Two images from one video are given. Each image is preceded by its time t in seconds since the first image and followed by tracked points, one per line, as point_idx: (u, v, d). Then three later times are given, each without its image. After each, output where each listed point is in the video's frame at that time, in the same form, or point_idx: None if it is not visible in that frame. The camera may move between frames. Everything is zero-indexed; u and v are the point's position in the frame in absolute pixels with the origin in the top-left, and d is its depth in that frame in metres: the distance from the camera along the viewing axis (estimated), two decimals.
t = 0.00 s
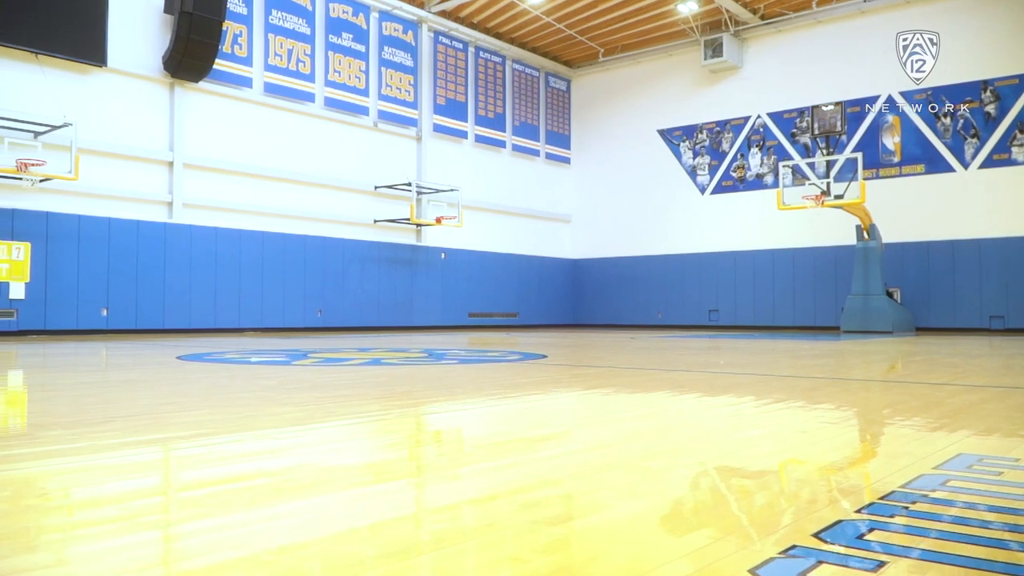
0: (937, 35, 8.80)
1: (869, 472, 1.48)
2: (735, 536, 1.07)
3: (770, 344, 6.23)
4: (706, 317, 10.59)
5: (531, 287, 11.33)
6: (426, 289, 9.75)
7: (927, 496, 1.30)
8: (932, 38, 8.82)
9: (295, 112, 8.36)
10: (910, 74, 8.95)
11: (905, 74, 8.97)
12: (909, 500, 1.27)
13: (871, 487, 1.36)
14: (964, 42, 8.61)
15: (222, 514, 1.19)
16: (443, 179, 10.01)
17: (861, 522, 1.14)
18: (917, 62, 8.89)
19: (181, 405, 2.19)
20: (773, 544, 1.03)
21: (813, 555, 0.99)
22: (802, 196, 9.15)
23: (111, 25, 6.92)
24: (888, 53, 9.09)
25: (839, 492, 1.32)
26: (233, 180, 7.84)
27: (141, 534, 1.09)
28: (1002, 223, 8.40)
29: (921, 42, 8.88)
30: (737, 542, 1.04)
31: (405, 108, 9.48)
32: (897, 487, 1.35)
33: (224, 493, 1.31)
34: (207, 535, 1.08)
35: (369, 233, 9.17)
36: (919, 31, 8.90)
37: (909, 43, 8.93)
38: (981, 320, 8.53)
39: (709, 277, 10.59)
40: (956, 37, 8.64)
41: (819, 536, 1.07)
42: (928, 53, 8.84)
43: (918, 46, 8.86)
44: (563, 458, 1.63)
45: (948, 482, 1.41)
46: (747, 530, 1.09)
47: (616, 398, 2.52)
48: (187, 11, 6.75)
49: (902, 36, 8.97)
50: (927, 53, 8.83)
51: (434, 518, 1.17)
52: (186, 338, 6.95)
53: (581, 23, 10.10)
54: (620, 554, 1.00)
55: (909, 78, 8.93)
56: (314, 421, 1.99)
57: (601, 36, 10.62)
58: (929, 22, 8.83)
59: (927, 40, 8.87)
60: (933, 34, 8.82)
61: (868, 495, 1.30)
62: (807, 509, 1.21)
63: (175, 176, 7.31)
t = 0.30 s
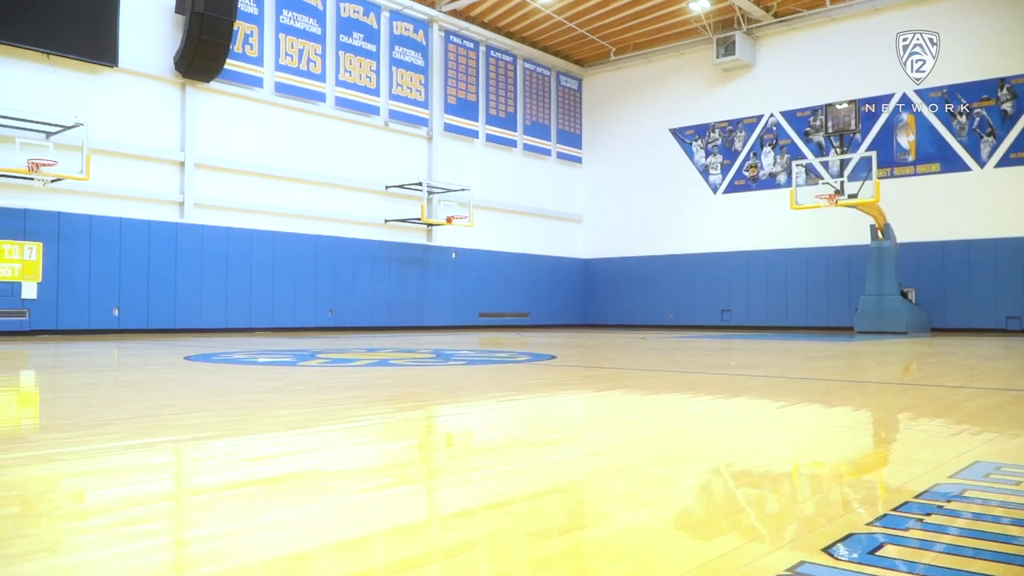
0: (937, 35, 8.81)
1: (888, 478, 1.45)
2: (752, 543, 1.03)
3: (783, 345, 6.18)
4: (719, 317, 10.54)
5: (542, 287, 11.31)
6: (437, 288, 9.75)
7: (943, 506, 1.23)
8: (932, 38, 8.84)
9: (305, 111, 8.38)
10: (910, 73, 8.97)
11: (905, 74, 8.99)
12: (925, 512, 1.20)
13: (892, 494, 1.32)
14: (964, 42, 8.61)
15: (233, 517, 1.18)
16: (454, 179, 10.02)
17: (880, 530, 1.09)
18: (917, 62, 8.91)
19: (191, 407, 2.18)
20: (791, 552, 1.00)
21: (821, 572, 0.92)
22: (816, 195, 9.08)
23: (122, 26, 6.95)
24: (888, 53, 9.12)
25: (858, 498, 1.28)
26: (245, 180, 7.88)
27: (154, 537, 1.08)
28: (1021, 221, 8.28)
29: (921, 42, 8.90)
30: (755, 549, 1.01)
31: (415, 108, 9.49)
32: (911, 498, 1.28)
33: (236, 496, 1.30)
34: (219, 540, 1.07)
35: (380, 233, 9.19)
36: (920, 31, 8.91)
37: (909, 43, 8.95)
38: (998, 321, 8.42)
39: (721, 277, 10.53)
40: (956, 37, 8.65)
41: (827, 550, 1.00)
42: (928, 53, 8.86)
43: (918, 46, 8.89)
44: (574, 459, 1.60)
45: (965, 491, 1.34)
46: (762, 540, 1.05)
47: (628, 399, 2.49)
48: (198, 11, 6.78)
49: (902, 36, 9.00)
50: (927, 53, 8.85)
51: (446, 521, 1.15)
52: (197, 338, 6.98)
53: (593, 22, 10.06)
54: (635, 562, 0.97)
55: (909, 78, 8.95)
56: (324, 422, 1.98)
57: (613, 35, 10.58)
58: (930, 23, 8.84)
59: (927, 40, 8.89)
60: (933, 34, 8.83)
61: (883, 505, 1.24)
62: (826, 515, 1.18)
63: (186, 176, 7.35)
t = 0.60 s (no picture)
0: (937, 35, 8.82)
1: (907, 484, 1.42)
2: (768, 553, 1.00)
3: (797, 346, 6.13)
4: (731, 317, 10.48)
5: (553, 287, 11.29)
6: (448, 289, 9.76)
7: (961, 521, 1.16)
8: (932, 38, 8.84)
9: (317, 112, 8.41)
10: (910, 73, 8.99)
11: (905, 74, 9.02)
12: (941, 527, 1.13)
13: (911, 500, 1.29)
14: (964, 42, 8.62)
15: (244, 516, 1.17)
16: (465, 179, 10.02)
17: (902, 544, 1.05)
18: (917, 62, 8.92)
19: (205, 407, 2.19)
20: (807, 560, 0.98)
21: None
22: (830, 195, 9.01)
23: (134, 26, 6.99)
24: (889, 52, 9.13)
25: (876, 506, 1.25)
26: (256, 181, 7.92)
27: (166, 537, 1.08)
28: None
29: (921, 42, 8.91)
30: (772, 558, 0.98)
31: (426, 107, 9.50)
32: (925, 511, 1.21)
33: (247, 496, 1.29)
34: (230, 541, 1.06)
35: (391, 233, 9.20)
36: (919, 31, 8.93)
37: (909, 43, 8.96)
38: (1014, 321, 8.33)
39: (733, 277, 10.48)
40: (956, 37, 8.66)
41: (841, 570, 0.94)
42: (928, 53, 8.87)
43: (918, 46, 8.89)
44: (586, 461, 1.59)
45: (983, 505, 1.27)
46: (778, 549, 1.02)
47: (640, 401, 2.47)
48: (210, 12, 6.82)
49: (902, 36, 9.01)
50: (927, 53, 8.86)
51: (457, 523, 1.14)
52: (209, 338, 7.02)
53: (604, 21, 10.03)
54: (649, 567, 0.95)
55: (909, 78, 8.98)
56: (336, 423, 1.97)
57: (625, 34, 10.54)
58: (931, 23, 8.84)
59: (927, 40, 8.89)
60: (933, 34, 8.84)
61: (903, 517, 1.18)
62: (845, 523, 1.15)
63: (197, 176, 7.39)
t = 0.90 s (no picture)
0: (937, 35, 8.86)
1: (925, 483, 1.39)
2: (783, 555, 0.98)
3: (811, 347, 6.08)
4: (745, 317, 10.41)
5: (565, 287, 11.26)
6: (460, 289, 9.75)
7: (980, 537, 1.06)
8: (932, 38, 8.89)
9: (328, 112, 8.44)
10: (911, 73, 9.03)
11: (906, 74, 9.05)
12: (959, 544, 1.03)
13: (929, 500, 1.26)
14: (964, 42, 8.65)
15: (257, 515, 1.17)
16: (477, 179, 10.01)
17: (920, 545, 1.03)
18: (917, 62, 8.97)
19: (219, 407, 2.19)
20: (826, 561, 0.96)
21: None
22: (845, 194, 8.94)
23: (146, 27, 7.03)
24: (889, 52, 9.17)
25: (893, 506, 1.22)
26: (268, 181, 7.95)
27: (181, 534, 1.08)
28: None
29: (921, 42, 8.94)
30: (786, 559, 0.96)
31: (438, 107, 9.50)
32: (943, 526, 1.11)
33: (261, 494, 1.29)
34: (244, 539, 1.06)
35: (403, 233, 9.22)
36: (919, 31, 8.96)
37: (909, 43, 9.01)
38: None
39: (747, 277, 10.41)
40: (956, 36, 8.69)
41: None
42: (928, 53, 8.90)
43: (918, 46, 8.93)
44: (601, 460, 1.58)
45: (1006, 518, 1.16)
46: (794, 552, 0.99)
47: (653, 403, 2.45)
48: (221, 13, 6.85)
49: (902, 36, 9.06)
50: (927, 53, 8.90)
51: (471, 522, 1.13)
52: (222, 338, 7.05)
53: (616, 19, 9.99)
54: (664, 567, 0.94)
55: (910, 78, 9.01)
56: (349, 423, 1.97)
57: (638, 32, 10.50)
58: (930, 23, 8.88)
59: (927, 40, 8.93)
60: (933, 34, 8.88)
61: (921, 526, 1.11)
62: (864, 522, 1.13)
63: (210, 176, 7.43)
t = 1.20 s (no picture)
0: (937, 35, 8.88)
1: (938, 487, 1.38)
2: (799, 562, 0.96)
3: (826, 348, 6.02)
4: (760, 317, 10.34)
5: (578, 287, 11.22)
6: (472, 289, 9.75)
7: (998, 556, 1.00)
8: (932, 38, 8.91)
9: (342, 112, 8.46)
10: (911, 73, 9.06)
11: (906, 74, 9.08)
12: (977, 563, 0.97)
13: (941, 504, 1.25)
14: (963, 42, 8.67)
15: (271, 514, 1.18)
16: (489, 179, 10.01)
17: (936, 552, 1.01)
18: (917, 62, 8.99)
19: (233, 408, 2.21)
20: (837, 564, 0.96)
21: None
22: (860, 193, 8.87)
23: (159, 27, 7.08)
24: (889, 52, 9.20)
25: (905, 509, 1.22)
26: (280, 181, 7.99)
27: (196, 532, 1.09)
28: None
29: (921, 42, 8.96)
30: (796, 562, 0.96)
31: (450, 107, 9.51)
32: (962, 543, 1.04)
33: (274, 494, 1.31)
34: (258, 539, 1.06)
35: (415, 233, 9.24)
36: (920, 30, 8.98)
37: (909, 43, 9.03)
38: None
39: (761, 277, 10.33)
40: (956, 36, 8.71)
41: None
42: (928, 53, 8.93)
43: (918, 46, 8.95)
44: (612, 462, 1.58)
45: None
46: (809, 559, 0.97)
47: (666, 405, 2.43)
48: (234, 13, 6.88)
49: (902, 36, 9.08)
50: (927, 53, 8.92)
51: (482, 522, 1.14)
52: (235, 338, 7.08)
53: (630, 18, 9.95)
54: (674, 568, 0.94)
55: (910, 78, 9.04)
56: (361, 424, 1.98)
57: (651, 30, 10.45)
58: (929, 23, 8.91)
59: (927, 40, 8.96)
60: (933, 34, 8.90)
61: (939, 540, 1.06)
62: (881, 528, 1.11)
63: (223, 176, 7.48)
